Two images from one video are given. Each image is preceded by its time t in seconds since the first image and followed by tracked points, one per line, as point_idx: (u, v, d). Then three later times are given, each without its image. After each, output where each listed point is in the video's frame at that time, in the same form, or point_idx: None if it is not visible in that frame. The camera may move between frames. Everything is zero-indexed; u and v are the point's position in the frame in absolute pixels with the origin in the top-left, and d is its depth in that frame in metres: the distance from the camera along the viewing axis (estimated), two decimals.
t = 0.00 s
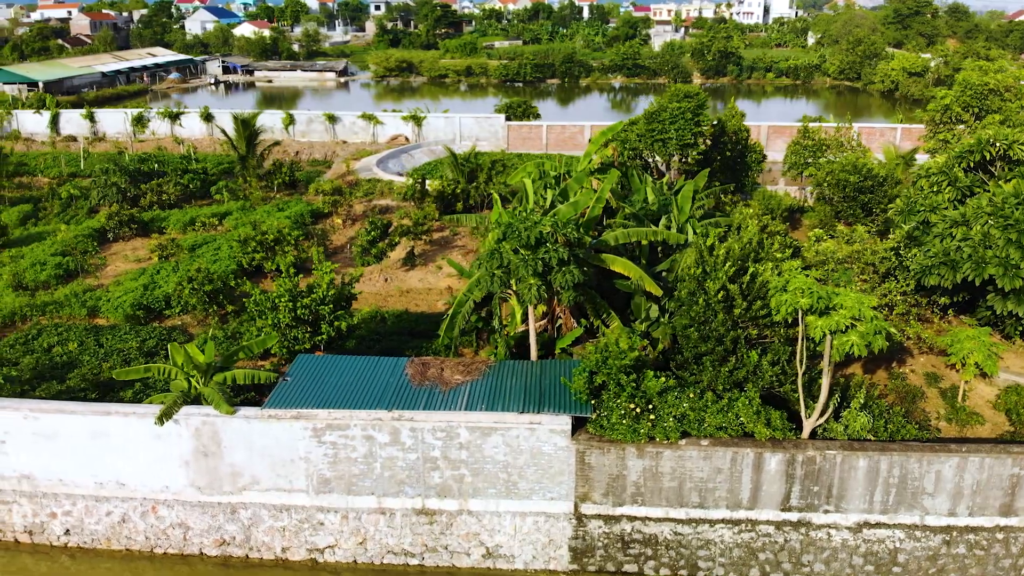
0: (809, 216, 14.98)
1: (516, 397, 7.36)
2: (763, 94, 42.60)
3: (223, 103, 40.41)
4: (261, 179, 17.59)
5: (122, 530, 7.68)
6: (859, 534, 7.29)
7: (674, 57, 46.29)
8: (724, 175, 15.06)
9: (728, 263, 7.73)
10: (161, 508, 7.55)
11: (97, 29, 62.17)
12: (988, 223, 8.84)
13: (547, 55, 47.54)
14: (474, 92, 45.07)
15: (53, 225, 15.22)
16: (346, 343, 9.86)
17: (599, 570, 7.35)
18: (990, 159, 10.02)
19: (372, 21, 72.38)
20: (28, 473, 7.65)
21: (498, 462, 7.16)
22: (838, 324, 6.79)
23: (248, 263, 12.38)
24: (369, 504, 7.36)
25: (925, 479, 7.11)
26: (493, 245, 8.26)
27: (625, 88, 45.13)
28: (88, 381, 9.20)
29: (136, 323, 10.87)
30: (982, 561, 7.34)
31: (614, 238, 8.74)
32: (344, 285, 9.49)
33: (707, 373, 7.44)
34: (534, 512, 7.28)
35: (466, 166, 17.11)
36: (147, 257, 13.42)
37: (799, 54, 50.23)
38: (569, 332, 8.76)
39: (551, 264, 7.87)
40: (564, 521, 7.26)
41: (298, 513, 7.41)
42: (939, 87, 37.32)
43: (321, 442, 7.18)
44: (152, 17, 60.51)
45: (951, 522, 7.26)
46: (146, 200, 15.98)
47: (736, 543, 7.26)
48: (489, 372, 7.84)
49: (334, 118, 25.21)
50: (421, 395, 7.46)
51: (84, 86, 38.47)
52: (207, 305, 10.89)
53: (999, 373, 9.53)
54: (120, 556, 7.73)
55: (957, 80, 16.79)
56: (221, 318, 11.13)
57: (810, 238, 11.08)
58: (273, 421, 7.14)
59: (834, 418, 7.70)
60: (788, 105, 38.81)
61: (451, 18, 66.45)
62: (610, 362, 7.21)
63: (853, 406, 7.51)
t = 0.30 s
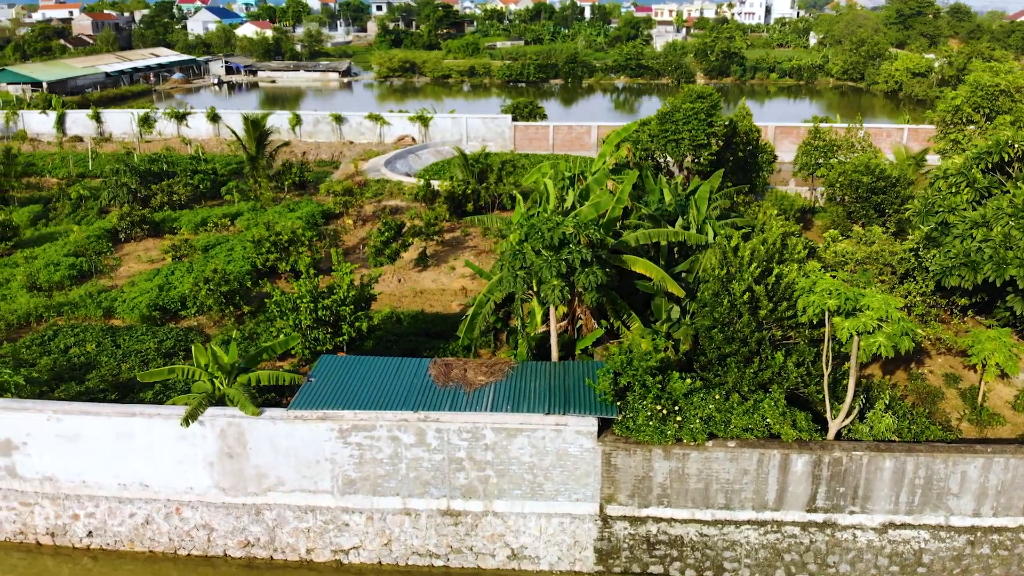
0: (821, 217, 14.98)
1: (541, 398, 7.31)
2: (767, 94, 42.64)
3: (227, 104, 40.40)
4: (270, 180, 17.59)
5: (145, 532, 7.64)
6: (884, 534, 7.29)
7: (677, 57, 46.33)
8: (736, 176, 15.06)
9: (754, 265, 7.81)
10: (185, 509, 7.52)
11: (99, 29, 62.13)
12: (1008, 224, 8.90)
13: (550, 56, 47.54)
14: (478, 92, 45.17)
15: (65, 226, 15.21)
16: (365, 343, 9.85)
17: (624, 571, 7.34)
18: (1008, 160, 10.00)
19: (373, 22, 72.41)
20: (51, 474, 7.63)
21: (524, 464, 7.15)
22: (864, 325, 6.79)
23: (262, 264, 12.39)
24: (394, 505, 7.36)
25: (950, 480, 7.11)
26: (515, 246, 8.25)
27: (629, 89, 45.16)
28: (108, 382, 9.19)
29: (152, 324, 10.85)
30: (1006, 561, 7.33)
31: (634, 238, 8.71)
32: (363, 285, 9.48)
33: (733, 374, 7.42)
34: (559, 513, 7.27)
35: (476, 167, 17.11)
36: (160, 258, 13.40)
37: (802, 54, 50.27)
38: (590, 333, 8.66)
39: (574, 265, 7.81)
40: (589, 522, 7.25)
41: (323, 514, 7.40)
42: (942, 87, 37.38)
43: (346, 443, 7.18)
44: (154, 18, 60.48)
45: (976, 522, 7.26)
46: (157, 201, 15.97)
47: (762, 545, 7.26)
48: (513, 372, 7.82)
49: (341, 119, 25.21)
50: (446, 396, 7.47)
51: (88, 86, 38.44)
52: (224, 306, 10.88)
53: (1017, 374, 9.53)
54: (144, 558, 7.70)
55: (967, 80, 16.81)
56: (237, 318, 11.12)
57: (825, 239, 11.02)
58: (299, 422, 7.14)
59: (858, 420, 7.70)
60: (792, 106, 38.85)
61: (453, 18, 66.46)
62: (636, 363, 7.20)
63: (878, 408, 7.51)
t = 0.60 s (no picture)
0: (834, 217, 14.97)
1: (568, 399, 7.30)
2: (770, 94, 42.65)
3: (231, 104, 40.40)
4: (281, 180, 17.59)
5: (169, 533, 7.62)
6: (910, 535, 7.28)
7: (681, 57, 46.34)
8: (748, 176, 15.05)
9: (781, 266, 7.83)
10: (210, 510, 7.50)
11: (101, 29, 62.12)
12: None
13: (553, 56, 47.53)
14: (481, 92, 45.18)
15: (76, 226, 15.19)
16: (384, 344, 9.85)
17: (650, 572, 7.35)
18: None
19: (375, 22, 72.40)
20: (76, 476, 7.62)
21: (550, 465, 7.13)
22: (892, 327, 6.80)
23: (277, 264, 12.39)
24: (421, 506, 7.35)
25: (976, 480, 7.10)
26: (539, 247, 8.24)
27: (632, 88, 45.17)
28: (128, 383, 9.16)
29: (169, 325, 10.84)
30: None
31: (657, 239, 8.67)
32: (384, 286, 9.48)
33: (759, 375, 7.42)
34: (586, 515, 7.26)
35: (487, 167, 17.11)
36: (174, 258, 13.39)
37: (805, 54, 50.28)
38: (612, 334, 8.62)
39: (598, 266, 7.76)
40: (616, 524, 7.24)
41: (349, 515, 7.40)
42: (947, 87, 37.37)
43: (373, 444, 7.19)
44: (156, 18, 60.49)
45: (1001, 523, 7.26)
46: (168, 201, 15.96)
47: (789, 545, 7.27)
48: (538, 373, 7.80)
49: (348, 119, 25.20)
50: (472, 397, 7.45)
51: (92, 86, 38.42)
52: (242, 307, 10.88)
53: None
54: (168, 560, 7.69)
55: (979, 81, 16.80)
56: (254, 319, 11.12)
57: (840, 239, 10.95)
58: (326, 422, 7.15)
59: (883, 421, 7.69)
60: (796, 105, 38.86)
61: (455, 18, 66.47)
62: (663, 364, 7.18)
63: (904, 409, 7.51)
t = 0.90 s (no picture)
0: (847, 218, 14.98)
1: (596, 400, 7.28)
2: (774, 94, 42.65)
3: (235, 104, 40.40)
4: (291, 181, 17.58)
5: (195, 535, 7.60)
6: (938, 536, 7.28)
7: (684, 57, 46.35)
8: (761, 177, 15.06)
9: (808, 268, 7.81)
10: (236, 512, 7.49)
11: (104, 29, 62.11)
12: None
13: (557, 56, 47.50)
14: (485, 92, 45.20)
15: (88, 227, 15.18)
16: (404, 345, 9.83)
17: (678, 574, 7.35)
18: None
19: (377, 22, 72.41)
20: (101, 478, 7.60)
21: (579, 466, 7.13)
22: (921, 328, 6.82)
23: (292, 265, 12.43)
24: (448, 508, 7.35)
25: (1005, 481, 7.10)
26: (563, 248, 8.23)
27: (636, 89, 45.18)
28: (149, 384, 9.14)
29: (188, 326, 10.83)
30: None
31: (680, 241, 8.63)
32: (405, 287, 9.48)
33: (786, 377, 7.41)
34: (613, 517, 7.26)
35: (497, 167, 17.08)
36: (188, 259, 13.37)
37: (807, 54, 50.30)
38: (635, 335, 8.60)
39: (624, 267, 7.69)
40: (644, 525, 7.24)
41: (376, 517, 7.41)
42: (951, 88, 37.39)
43: (401, 445, 7.19)
44: (159, 18, 60.47)
45: None
46: (180, 202, 15.94)
47: (817, 546, 7.29)
48: (563, 374, 7.77)
49: (355, 120, 25.19)
50: (498, 399, 7.41)
51: (96, 87, 38.40)
52: (259, 308, 10.89)
53: None
54: (194, 561, 7.67)
55: (990, 82, 16.80)
56: (271, 320, 11.14)
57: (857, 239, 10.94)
58: (355, 424, 7.15)
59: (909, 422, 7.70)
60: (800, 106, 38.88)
61: (457, 18, 66.46)
62: (691, 365, 7.16)
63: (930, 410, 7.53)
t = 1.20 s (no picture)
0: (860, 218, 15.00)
1: (625, 402, 7.27)
2: (778, 94, 42.66)
3: (239, 104, 40.42)
4: (303, 182, 17.60)
5: (222, 536, 7.58)
6: (965, 536, 7.29)
7: (688, 57, 46.38)
8: (774, 177, 15.09)
9: (836, 269, 7.78)
10: (264, 513, 7.49)
11: (106, 29, 62.10)
12: None
13: (561, 56, 47.47)
14: (488, 92, 45.22)
15: (100, 227, 15.15)
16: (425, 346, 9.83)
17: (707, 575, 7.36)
18: None
19: (379, 22, 72.40)
20: (127, 479, 7.58)
21: (608, 468, 7.12)
22: (952, 329, 6.97)
23: (308, 266, 12.51)
24: (476, 509, 7.35)
25: None
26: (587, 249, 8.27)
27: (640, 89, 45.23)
28: (171, 385, 9.11)
29: (206, 327, 10.83)
30: None
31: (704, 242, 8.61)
32: (427, 288, 9.50)
33: (813, 378, 7.37)
34: (642, 518, 7.26)
35: (509, 168, 17.07)
36: (203, 260, 13.36)
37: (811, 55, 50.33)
38: (659, 336, 8.57)
39: (651, 268, 7.64)
40: (673, 527, 7.25)
41: (404, 518, 7.41)
42: (956, 88, 37.47)
43: (430, 446, 7.20)
44: (161, 18, 60.44)
45: None
46: (192, 202, 15.92)
47: (845, 548, 7.31)
48: (590, 375, 7.72)
49: (362, 120, 25.20)
50: (525, 401, 7.36)
51: (100, 87, 38.38)
52: (278, 308, 10.91)
53: None
54: (221, 563, 7.64)
55: (1003, 81, 16.68)
56: (289, 321, 11.15)
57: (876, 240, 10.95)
58: (385, 425, 7.18)
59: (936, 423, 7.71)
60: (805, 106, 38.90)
61: (459, 18, 66.44)
62: (721, 367, 7.19)
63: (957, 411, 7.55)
